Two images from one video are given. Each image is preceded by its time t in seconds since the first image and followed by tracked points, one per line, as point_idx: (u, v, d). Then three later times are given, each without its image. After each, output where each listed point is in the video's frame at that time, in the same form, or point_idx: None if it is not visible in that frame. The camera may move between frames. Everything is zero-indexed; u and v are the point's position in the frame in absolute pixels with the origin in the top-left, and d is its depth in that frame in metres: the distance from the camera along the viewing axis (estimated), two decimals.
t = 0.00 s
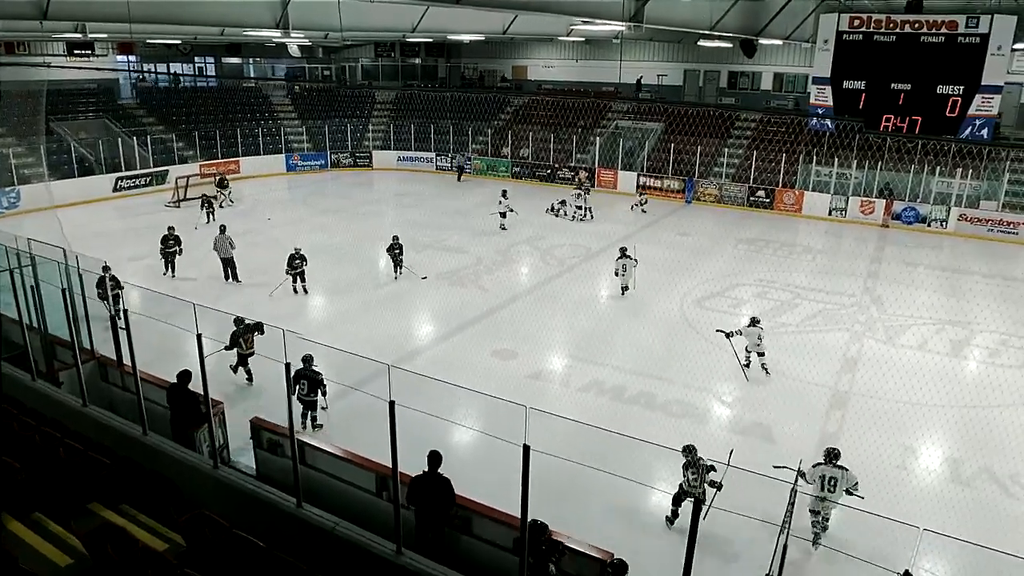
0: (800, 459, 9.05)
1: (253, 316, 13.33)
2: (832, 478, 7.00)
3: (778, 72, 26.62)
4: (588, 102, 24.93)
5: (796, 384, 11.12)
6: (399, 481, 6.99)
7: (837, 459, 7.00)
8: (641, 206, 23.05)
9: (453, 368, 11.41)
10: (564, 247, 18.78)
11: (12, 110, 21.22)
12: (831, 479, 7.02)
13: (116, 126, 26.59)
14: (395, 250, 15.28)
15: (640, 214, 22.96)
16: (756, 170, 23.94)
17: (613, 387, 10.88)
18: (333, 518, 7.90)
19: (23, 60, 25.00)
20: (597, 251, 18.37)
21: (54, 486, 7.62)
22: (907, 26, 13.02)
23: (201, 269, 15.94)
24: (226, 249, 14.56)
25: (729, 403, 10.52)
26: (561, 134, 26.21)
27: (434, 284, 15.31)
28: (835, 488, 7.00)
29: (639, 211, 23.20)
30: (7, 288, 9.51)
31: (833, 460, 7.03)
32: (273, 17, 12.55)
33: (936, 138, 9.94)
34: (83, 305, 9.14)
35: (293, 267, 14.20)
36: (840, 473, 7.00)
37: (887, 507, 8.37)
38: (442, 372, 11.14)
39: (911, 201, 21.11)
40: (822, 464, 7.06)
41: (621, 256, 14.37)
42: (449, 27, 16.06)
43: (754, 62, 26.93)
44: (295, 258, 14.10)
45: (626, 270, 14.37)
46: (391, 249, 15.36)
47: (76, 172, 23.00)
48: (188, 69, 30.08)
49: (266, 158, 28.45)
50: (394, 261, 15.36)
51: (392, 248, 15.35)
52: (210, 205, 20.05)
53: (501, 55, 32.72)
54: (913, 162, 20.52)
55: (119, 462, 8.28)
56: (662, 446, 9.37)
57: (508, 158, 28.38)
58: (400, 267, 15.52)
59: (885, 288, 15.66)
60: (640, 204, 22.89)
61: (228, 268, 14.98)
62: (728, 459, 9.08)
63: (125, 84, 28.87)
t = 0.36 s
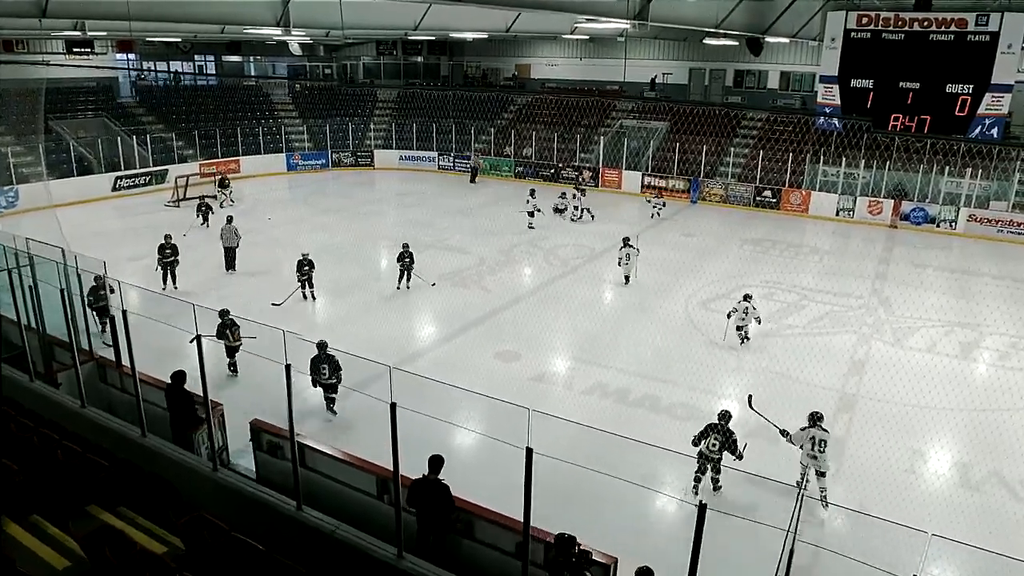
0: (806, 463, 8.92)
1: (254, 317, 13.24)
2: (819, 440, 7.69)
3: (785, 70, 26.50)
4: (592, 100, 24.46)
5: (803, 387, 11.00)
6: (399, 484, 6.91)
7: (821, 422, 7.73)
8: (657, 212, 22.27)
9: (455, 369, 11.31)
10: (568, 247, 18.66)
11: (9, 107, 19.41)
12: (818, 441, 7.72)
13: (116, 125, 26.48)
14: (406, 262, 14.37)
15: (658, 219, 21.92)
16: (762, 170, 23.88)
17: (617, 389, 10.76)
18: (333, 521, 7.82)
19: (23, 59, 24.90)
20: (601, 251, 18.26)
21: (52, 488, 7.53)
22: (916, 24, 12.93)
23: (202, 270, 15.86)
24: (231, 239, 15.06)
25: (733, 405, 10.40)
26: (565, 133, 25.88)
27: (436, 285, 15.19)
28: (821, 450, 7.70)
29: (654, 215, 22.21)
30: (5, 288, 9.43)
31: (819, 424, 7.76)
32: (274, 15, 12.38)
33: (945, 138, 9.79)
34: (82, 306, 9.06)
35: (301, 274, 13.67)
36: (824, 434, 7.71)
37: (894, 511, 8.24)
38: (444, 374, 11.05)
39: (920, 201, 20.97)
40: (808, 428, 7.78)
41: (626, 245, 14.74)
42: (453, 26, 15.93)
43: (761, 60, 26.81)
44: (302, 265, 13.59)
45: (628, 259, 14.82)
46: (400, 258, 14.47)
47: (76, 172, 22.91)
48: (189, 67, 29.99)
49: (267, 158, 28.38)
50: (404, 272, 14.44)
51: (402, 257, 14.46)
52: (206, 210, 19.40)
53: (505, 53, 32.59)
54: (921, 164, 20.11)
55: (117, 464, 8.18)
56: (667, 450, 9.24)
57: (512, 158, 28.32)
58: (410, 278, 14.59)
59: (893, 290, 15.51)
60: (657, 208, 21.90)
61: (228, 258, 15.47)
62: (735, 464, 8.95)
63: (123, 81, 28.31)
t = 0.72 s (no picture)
0: (813, 468, 8.80)
1: (255, 317, 13.16)
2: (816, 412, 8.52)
3: (792, 69, 26.30)
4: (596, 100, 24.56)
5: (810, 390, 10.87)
6: (401, 488, 6.82)
7: (817, 393, 8.56)
8: (679, 214, 21.63)
9: (458, 371, 11.21)
10: (572, 248, 18.55)
11: (11, 106, 18.64)
12: (813, 410, 8.61)
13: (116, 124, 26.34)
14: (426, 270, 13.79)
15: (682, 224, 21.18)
16: (769, 170, 23.74)
17: (622, 392, 10.64)
18: (333, 524, 7.74)
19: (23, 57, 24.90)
20: (605, 252, 18.15)
21: (51, 489, 7.45)
22: (926, 22, 12.89)
23: (204, 270, 15.80)
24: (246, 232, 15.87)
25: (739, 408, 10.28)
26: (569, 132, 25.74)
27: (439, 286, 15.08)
28: (814, 419, 8.60)
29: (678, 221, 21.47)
30: (4, 288, 9.37)
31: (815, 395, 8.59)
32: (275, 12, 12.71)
33: (955, 137, 9.65)
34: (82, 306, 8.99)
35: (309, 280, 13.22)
36: (819, 404, 8.56)
37: (903, 517, 8.10)
38: (447, 375, 10.95)
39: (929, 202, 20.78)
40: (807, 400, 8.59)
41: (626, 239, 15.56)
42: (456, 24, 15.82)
43: (767, 59, 26.65)
44: (311, 271, 13.12)
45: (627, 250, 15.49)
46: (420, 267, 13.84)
47: (76, 171, 22.86)
48: (190, 66, 29.93)
49: (268, 157, 28.31)
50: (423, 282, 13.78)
51: (422, 266, 13.82)
52: (202, 214, 18.83)
53: (509, 53, 32.46)
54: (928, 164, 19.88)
55: (117, 466, 8.10)
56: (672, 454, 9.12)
57: (516, 157, 28.17)
58: (428, 290, 14.00)
59: (902, 292, 15.36)
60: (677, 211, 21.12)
61: (236, 246, 16.11)
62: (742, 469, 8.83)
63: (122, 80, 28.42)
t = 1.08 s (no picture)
0: (819, 472, 8.69)
1: (254, 318, 13.09)
2: (813, 382, 9.28)
3: (798, 68, 26.12)
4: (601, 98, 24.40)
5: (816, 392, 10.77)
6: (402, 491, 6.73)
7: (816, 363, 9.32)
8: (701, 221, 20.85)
9: (460, 373, 11.13)
10: (575, 248, 18.46)
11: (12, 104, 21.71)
12: (811, 381, 9.38)
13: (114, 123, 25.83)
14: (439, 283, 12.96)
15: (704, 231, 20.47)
16: (774, 170, 23.58)
17: (625, 394, 10.55)
18: (334, 527, 7.66)
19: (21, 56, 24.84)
20: (609, 252, 18.05)
21: (49, 491, 7.36)
22: (933, 20, 12.81)
23: (204, 270, 15.74)
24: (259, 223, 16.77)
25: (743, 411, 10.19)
26: (573, 131, 25.61)
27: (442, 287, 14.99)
28: (813, 388, 9.37)
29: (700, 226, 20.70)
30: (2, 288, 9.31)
31: (813, 367, 9.34)
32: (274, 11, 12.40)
33: (964, 137, 9.52)
34: (81, 306, 8.93)
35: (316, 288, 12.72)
36: (817, 373, 9.33)
37: (910, 521, 7.99)
38: (450, 377, 10.86)
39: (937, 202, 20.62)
40: (805, 371, 9.36)
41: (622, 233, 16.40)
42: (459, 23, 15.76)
43: (773, 58, 26.50)
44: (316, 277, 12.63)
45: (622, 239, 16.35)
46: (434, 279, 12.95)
47: (75, 170, 22.79)
48: (190, 65, 29.87)
49: (268, 156, 28.23)
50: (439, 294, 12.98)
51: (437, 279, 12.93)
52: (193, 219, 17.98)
53: (513, 51, 32.39)
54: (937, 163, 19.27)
55: (116, 469, 8.04)
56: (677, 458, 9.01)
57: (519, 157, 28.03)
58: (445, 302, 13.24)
59: (910, 293, 15.23)
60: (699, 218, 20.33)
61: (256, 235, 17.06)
62: (747, 473, 8.72)
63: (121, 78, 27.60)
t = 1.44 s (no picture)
0: (824, 475, 8.59)
1: (254, 319, 13.00)
2: (802, 356, 10.01)
3: (803, 66, 25.99)
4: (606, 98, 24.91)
5: (821, 394, 10.67)
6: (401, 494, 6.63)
7: (804, 340, 10.07)
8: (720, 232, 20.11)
9: (462, 375, 11.04)
10: (577, 249, 18.38)
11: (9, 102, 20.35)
12: (800, 356, 10.09)
13: (113, 122, 25.51)
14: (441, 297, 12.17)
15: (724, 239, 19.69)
16: (779, 169, 23.47)
17: (629, 396, 10.45)
18: (334, 530, 7.56)
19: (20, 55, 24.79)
20: (611, 253, 17.95)
21: (47, 494, 7.29)
22: (940, 18, 12.68)
23: (203, 270, 15.67)
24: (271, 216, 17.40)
25: (748, 413, 10.09)
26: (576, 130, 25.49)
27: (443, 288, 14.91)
28: (802, 363, 10.07)
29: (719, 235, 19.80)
30: None
31: (802, 343, 10.08)
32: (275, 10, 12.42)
33: (972, 136, 9.40)
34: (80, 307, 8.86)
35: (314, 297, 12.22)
36: (806, 349, 10.07)
37: (917, 526, 7.87)
38: (451, 379, 10.78)
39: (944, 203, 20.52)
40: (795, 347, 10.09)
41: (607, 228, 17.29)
42: (460, 22, 15.68)
43: (777, 56, 26.39)
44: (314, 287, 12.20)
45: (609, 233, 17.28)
46: (437, 293, 12.26)
47: (73, 169, 22.71)
48: (190, 64, 29.85)
49: (268, 156, 28.20)
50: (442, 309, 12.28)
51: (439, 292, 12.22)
52: (187, 224, 17.00)
53: (515, 50, 32.26)
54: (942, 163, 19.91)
55: (115, 471, 7.99)
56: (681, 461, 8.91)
57: (521, 156, 27.93)
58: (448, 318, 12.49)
59: (917, 295, 15.13)
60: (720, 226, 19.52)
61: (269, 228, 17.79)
62: (751, 476, 8.62)
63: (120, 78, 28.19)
